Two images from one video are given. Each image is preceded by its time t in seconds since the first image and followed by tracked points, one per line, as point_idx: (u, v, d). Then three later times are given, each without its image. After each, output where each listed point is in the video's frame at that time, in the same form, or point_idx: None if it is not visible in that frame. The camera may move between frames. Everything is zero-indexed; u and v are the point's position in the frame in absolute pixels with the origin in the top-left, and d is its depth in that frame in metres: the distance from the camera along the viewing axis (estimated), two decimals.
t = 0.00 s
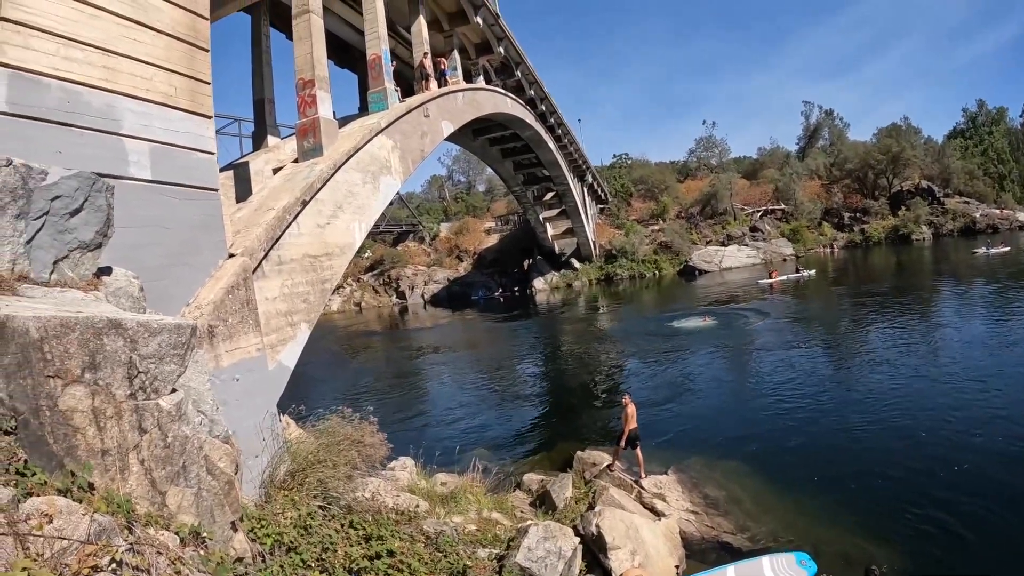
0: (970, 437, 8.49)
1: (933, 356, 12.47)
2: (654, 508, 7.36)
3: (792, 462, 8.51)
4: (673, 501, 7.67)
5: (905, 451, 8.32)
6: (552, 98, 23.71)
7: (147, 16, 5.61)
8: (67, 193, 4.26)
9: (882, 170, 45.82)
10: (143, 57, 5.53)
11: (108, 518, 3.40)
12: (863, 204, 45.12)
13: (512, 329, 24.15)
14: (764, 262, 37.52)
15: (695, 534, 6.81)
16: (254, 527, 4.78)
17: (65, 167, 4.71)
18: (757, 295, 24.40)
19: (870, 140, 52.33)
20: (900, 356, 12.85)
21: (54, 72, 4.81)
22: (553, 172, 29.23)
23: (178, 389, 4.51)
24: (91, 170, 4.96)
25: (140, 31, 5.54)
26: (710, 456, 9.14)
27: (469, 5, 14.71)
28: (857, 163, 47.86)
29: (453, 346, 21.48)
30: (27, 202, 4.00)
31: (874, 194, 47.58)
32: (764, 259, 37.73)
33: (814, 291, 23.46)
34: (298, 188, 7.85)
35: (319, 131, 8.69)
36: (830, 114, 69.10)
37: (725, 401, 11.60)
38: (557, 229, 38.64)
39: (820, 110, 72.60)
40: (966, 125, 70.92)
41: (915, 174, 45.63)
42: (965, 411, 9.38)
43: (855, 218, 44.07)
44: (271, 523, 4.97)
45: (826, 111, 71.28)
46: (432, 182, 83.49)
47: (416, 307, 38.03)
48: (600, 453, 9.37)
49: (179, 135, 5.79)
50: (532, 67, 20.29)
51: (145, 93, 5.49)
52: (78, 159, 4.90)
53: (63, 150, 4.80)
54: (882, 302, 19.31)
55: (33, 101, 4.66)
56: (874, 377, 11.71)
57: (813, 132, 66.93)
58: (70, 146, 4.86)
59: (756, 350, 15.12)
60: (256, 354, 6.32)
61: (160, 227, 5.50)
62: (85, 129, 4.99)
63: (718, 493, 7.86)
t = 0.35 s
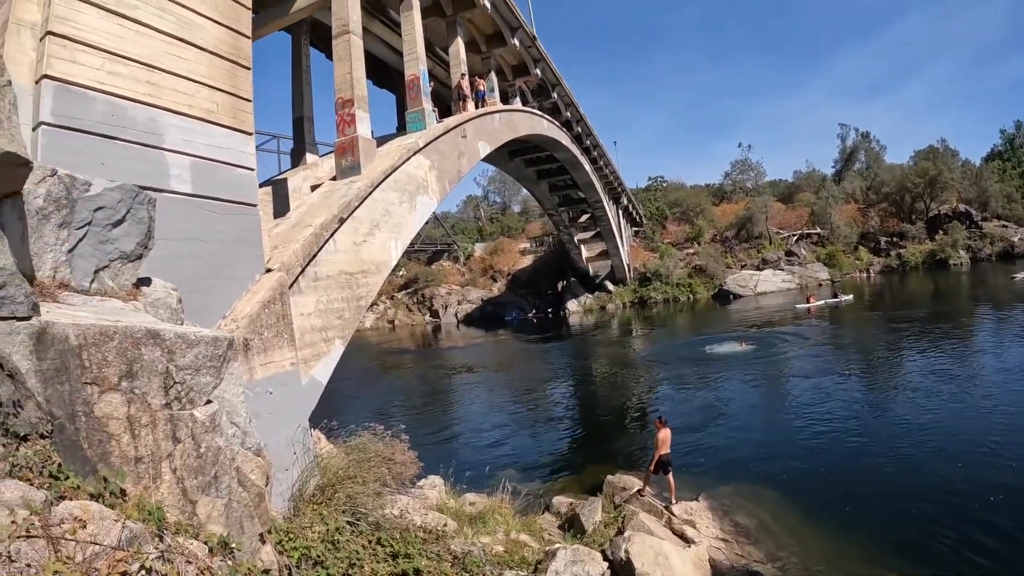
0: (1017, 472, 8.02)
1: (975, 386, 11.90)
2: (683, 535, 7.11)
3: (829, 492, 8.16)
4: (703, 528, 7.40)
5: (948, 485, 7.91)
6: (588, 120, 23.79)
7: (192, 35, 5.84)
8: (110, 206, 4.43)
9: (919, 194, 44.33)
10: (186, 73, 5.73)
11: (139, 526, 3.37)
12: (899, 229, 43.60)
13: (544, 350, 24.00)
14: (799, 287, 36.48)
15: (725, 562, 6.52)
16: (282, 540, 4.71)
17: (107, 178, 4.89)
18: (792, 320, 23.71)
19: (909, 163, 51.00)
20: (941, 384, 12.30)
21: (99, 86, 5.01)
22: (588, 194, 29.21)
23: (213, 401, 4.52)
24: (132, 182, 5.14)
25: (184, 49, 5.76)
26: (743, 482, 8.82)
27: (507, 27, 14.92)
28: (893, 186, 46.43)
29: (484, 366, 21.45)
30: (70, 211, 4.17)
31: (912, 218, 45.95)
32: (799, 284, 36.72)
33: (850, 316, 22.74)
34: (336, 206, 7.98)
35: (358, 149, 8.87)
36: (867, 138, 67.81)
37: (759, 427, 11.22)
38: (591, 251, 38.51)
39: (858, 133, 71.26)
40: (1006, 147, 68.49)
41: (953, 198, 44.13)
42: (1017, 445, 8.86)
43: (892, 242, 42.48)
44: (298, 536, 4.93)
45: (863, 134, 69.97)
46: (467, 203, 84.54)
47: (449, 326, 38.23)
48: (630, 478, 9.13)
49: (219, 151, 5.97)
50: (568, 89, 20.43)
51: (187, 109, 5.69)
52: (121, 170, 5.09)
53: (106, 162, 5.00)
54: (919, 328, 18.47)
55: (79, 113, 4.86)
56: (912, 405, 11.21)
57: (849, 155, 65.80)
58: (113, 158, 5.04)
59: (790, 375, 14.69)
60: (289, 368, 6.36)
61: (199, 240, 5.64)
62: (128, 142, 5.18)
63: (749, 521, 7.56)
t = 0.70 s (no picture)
0: None
1: None
2: (716, 568, 6.89)
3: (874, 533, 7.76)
4: (736, 562, 7.16)
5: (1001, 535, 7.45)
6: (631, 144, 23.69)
7: (244, 54, 6.05)
8: (161, 219, 4.59)
9: (964, 224, 41.93)
10: (237, 90, 5.93)
11: (179, 536, 3.28)
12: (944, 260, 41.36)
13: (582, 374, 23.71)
14: (840, 317, 34.84)
15: None
16: (314, 554, 4.64)
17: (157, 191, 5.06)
18: (832, 350, 22.80)
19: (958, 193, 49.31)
20: (993, 422, 11.64)
21: (152, 100, 5.20)
22: (631, 219, 28.96)
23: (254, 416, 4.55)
24: (182, 196, 5.29)
25: (236, 67, 5.97)
26: (778, 516, 8.49)
27: (552, 51, 15.04)
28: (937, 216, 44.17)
29: (519, 388, 21.33)
30: (124, 224, 4.33)
31: (957, 249, 43.36)
32: (840, 315, 35.06)
33: (893, 348, 21.79)
34: (381, 225, 8.08)
35: (404, 169, 9.00)
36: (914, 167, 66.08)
37: (798, 459, 10.76)
38: (632, 275, 38.11)
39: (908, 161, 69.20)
40: None
41: (999, 228, 42.20)
42: None
43: (936, 273, 40.24)
44: (330, 551, 4.88)
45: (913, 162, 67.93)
46: (509, 225, 85.31)
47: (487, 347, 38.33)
48: (663, 507, 8.83)
49: (268, 167, 6.14)
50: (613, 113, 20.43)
51: (237, 125, 5.88)
52: (171, 183, 5.25)
53: (158, 175, 5.17)
54: (964, 363, 17.40)
55: (132, 126, 5.05)
56: (960, 444, 10.58)
57: (894, 184, 64.15)
58: (164, 172, 5.21)
59: (830, 406, 14.17)
60: (329, 385, 6.37)
61: (246, 254, 5.77)
62: (179, 156, 5.35)
63: (783, 556, 7.36)
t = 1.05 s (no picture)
0: None
1: None
2: (751, 566, 6.70)
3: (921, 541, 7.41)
4: (772, 561, 6.96)
5: None
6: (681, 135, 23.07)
7: (295, 41, 6.13)
8: (214, 203, 4.71)
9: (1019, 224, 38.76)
10: (289, 77, 6.01)
11: (229, 514, 3.31)
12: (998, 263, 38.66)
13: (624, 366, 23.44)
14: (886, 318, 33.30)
15: None
16: (354, 535, 4.75)
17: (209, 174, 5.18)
18: (878, 351, 21.84)
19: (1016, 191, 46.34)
20: None
21: (204, 86, 5.32)
22: (678, 211, 28.28)
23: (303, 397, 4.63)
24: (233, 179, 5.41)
25: (288, 54, 6.05)
26: (821, 518, 8.15)
27: (602, 40, 14.78)
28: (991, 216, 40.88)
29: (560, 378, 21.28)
30: (178, 207, 4.46)
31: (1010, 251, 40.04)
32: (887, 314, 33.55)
33: (939, 351, 20.62)
34: (429, 212, 8.11)
35: (452, 157, 9.00)
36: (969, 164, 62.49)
37: (839, 461, 10.32)
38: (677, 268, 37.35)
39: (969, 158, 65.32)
40: None
41: None
42: None
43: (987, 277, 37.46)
44: (370, 532, 4.97)
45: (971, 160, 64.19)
46: (555, 213, 84.92)
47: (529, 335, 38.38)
48: (701, 503, 8.64)
49: (318, 153, 6.21)
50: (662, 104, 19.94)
51: (289, 111, 5.97)
52: (223, 168, 5.38)
53: (209, 159, 5.29)
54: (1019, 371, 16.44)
55: (185, 112, 5.19)
56: (1017, 454, 9.99)
57: (947, 181, 60.66)
58: (216, 156, 5.34)
59: (875, 408, 13.62)
60: (375, 369, 6.45)
61: (296, 239, 5.88)
62: (231, 141, 5.46)
63: (822, 561, 7.03)
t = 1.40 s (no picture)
0: None
1: None
2: (759, 507, 6.79)
3: (928, 499, 7.47)
4: (779, 504, 7.08)
5: None
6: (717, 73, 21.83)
7: None
8: (244, 110, 4.50)
9: None
10: None
11: (254, 418, 3.33)
12: None
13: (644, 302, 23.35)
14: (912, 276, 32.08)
15: (794, 543, 6.24)
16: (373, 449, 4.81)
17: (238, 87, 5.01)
18: (901, 309, 21.38)
19: None
20: None
21: None
22: (708, 149, 27.20)
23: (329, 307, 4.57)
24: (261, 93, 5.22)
25: None
26: (829, 467, 8.23)
27: None
28: None
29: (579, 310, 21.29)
30: (207, 114, 4.27)
31: None
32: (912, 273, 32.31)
33: (966, 316, 20.19)
34: (459, 131, 7.84)
35: (483, 79, 8.57)
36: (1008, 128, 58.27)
37: (854, 414, 10.27)
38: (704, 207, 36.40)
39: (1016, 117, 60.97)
40: None
41: None
42: None
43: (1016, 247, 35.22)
44: (389, 448, 5.06)
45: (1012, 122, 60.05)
46: (583, 143, 82.53)
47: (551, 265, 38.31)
48: (714, 441, 8.70)
49: (348, 69, 5.91)
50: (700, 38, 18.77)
51: (319, 26, 5.62)
52: (252, 81, 5.20)
53: (237, 72, 5.11)
54: None
55: (213, 25, 4.96)
56: None
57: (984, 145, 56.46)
58: (243, 69, 5.14)
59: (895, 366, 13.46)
60: (398, 287, 6.41)
61: (325, 154, 5.72)
62: (259, 54, 5.23)
63: (828, 509, 7.12)
